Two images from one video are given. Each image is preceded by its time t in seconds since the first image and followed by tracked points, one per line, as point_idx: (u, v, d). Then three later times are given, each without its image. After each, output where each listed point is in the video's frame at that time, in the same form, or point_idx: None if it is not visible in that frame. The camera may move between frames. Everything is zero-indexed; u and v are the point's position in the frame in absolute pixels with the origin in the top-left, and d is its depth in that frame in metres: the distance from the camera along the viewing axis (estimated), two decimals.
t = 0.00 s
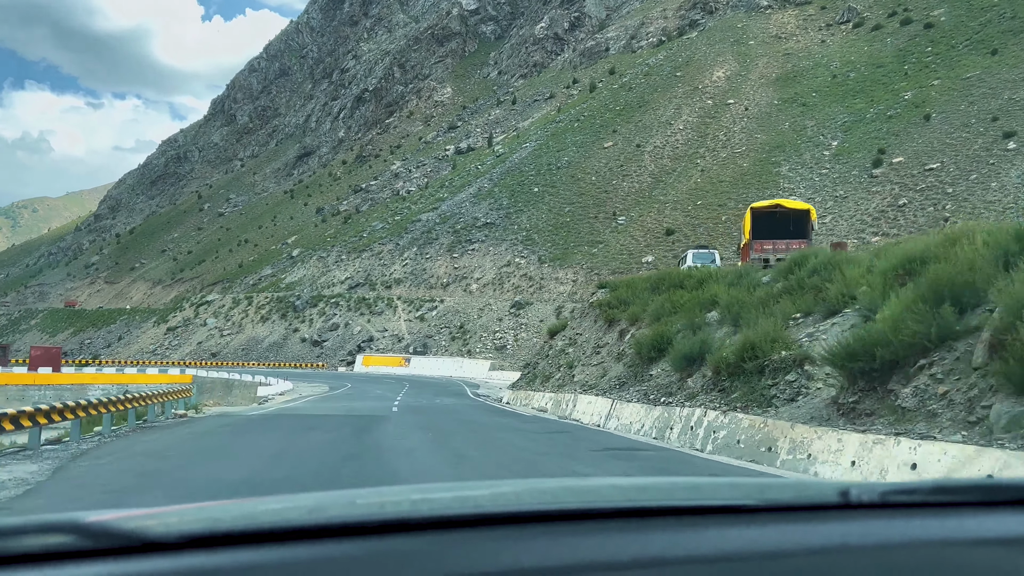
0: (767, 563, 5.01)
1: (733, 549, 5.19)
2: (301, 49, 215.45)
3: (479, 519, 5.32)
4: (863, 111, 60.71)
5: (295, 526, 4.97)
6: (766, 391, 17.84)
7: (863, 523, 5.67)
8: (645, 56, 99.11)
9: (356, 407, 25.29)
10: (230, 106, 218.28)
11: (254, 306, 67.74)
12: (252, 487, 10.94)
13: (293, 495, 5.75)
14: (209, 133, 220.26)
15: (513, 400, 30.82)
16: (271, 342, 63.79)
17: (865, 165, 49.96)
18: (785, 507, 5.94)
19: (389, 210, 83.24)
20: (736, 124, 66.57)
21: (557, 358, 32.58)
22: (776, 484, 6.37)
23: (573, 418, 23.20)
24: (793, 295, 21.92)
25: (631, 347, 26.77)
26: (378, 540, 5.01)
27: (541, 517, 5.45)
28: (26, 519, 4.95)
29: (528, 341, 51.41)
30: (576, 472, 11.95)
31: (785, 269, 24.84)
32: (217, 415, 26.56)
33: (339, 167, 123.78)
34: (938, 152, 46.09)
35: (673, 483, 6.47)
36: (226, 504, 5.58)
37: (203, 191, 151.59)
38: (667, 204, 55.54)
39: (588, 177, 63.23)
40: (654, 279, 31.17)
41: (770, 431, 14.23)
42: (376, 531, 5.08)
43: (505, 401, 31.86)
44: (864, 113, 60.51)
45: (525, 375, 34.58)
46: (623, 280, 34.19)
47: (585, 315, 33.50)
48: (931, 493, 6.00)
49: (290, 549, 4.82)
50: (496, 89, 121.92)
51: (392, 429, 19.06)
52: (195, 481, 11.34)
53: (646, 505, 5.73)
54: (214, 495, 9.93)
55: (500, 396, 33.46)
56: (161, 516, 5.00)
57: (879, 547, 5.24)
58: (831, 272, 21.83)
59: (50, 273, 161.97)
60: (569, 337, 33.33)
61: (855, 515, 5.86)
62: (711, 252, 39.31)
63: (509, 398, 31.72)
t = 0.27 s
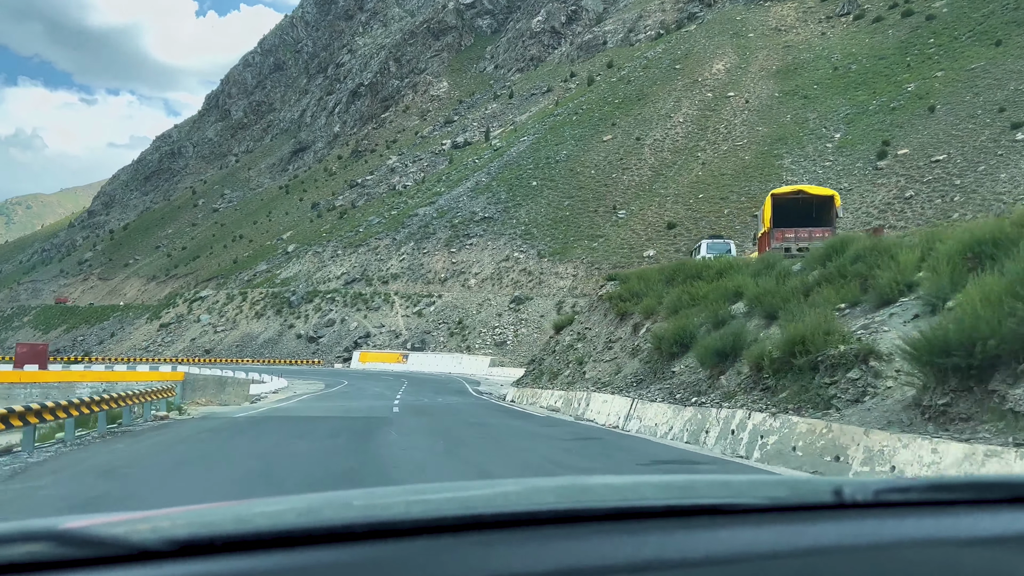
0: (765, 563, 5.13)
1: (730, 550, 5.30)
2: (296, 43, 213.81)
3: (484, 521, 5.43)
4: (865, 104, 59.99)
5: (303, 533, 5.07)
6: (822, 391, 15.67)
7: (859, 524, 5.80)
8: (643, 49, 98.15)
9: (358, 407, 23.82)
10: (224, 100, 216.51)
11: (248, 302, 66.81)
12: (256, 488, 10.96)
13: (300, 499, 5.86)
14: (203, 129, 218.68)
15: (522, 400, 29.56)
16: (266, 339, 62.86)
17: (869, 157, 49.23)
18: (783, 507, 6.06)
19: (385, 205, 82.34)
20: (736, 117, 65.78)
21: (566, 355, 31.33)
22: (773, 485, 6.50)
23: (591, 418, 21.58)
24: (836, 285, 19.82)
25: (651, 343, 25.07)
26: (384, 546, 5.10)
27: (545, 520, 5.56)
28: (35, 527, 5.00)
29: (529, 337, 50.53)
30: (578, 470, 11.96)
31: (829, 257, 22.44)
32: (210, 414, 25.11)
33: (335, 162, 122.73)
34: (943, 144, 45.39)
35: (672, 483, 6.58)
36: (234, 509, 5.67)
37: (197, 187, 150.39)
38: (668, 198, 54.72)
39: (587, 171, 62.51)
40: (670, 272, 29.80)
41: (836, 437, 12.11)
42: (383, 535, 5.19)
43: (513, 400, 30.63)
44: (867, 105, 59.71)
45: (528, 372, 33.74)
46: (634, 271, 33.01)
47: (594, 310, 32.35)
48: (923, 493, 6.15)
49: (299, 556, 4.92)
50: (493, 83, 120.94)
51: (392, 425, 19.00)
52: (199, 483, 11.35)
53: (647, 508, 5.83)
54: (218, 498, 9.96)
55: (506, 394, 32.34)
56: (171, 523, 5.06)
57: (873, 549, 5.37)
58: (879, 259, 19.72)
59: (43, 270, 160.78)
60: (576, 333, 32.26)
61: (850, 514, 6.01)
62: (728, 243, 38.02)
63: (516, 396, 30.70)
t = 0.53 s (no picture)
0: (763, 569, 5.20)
1: (730, 556, 5.36)
2: (291, 38, 212.28)
3: (487, 530, 5.55)
4: (869, 96, 59.14)
5: (305, 546, 5.14)
6: (899, 391, 13.28)
7: (857, 528, 5.95)
8: (642, 43, 97.13)
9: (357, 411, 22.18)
10: (218, 96, 214.73)
11: (243, 299, 65.87)
12: (259, 487, 10.98)
13: (304, 505, 5.92)
14: (197, 125, 217.10)
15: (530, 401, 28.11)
16: (261, 336, 61.92)
17: (874, 150, 48.42)
18: (781, 511, 6.21)
19: (381, 201, 81.43)
20: (738, 110, 64.96)
21: (576, 351, 29.85)
22: (771, 488, 6.64)
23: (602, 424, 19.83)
24: (894, 268, 17.55)
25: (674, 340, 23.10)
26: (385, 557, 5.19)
27: (549, 528, 5.66)
28: (34, 546, 5.08)
29: (530, 334, 49.43)
30: (581, 467, 11.99)
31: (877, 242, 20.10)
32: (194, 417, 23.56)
33: (330, 158, 121.66)
34: (950, 136, 44.65)
35: (673, 487, 6.70)
36: (236, 517, 5.70)
37: (192, 184, 149.12)
38: (670, 192, 53.86)
39: (586, 165, 61.73)
40: (689, 263, 28.11)
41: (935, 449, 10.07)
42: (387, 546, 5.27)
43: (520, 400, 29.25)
44: (870, 98, 58.88)
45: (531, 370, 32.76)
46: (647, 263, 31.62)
47: (604, 304, 31.04)
48: (914, 497, 6.32)
49: (303, 569, 4.98)
50: (490, 78, 119.98)
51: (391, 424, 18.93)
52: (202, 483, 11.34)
53: (647, 513, 5.95)
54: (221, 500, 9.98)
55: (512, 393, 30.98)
56: (171, 536, 5.11)
57: (871, 552, 5.50)
58: (940, 237, 17.49)
59: (36, 267, 159.26)
60: (584, 329, 31.01)
61: (845, 518, 6.15)
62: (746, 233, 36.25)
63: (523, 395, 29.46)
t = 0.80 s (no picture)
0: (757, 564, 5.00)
1: (723, 552, 5.17)
2: (288, 36, 211.10)
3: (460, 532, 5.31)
4: (873, 92, 58.36)
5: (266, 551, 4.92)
6: (1003, 396, 11.59)
7: (848, 523, 5.65)
8: (641, 40, 96.21)
9: (359, 418, 20.65)
10: (214, 94, 213.54)
11: (238, 297, 64.96)
12: (258, 490, 10.75)
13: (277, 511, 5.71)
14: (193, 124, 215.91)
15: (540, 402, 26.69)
16: (257, 335, 60.97)
17: (880, 146, 47.59)
18: (771, 509, 5.92)
19: (378, 198, 80.58)
20: (740, 107, 64.18)
21: (589, 350, 28.40)
22: (762, 487, 6.38)
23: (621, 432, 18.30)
24: (971, 260, 15.86)
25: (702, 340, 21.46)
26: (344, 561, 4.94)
27: (537, 526, 5.47)
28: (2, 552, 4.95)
29: (530, 332, 48.31)
30: (586, 472, 11.80)
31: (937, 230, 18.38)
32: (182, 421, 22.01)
33: (327, 156, 120.69)
34: (958, 132, 43.90)
35: (662, 489, 6.48)
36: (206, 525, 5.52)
37: (188, 182, 148.11)
38: (672, 188, 53.01)
39: (586, 162, 60.96)
40: (710, 258, 26.69)
41: None
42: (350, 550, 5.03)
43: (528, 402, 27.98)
44: (874, 94, 58.09)
45: (538, 369, 31.80)
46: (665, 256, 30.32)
47: (620, 303, 29.62)
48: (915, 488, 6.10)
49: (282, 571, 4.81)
50: (487, 76, 119.09)
51: (392, 428, 18.68)
52: (197, 485, 11.18)
53: (631, 512, 5.70)
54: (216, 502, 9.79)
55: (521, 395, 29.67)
56: (133, 542, 4.92)
57: (859, 548, 5.21)
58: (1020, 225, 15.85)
59: (30, 266, 158.09)
60: (597, 328, 29.64)
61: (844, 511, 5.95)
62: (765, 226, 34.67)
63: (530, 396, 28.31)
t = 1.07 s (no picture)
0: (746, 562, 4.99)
1: (713, 550, 5.16)
2: (288, 37, 210.19)
3: (459, 528, 5.33)
4: (880, 90, 57.56)
5: (265, 547, 4.92)
6: None
7: (839, 520, 5.75)
8: (644, 39, 95.28)
9: (366, 424, 19.39)
10: (214, 95, 212.62)
11: (237, 297, 64.06)
12: (263, 490, 10.73)
13: (278, 507, 5.76)
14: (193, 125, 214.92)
15: (555, 405, 25.37)
16: (255, 336, 60.02)
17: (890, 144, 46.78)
18: (766, 506, 6.03)
19: (379, 198, 79.79)
20: (745, 104, 63.36)
21: (606, 350, 27.09)
22: (757, 485, 6.48)
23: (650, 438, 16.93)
24: None
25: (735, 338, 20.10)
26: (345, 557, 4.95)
27: (528, 524, 5.46)
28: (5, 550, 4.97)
29: (534, 333, 47.17)
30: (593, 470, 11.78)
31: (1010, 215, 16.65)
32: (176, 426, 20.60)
33: (327, 156, 119.85)
34: (970, 129, 43.12)
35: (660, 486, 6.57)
36: (208, 521, 5.54)
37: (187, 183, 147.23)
38: (678, 186, 52.18)
39: (590, 160, 60.25)
40: (738, 255, 25.42)
41: None
42: (351, 545, 5.04)
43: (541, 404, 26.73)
44: (882, 91, 57.25)
45: (548, 371, 30.83)
46: (686, 252, 29.14)
47: (639, 301, 28.33)
48: (904, 487, 6.14)
49: (272, 568, 4.78)
50: (488, 75, 118.30)
51: (395, 427, 18.61)
52: (202, 485, 11.16)
53: (630, 509, 5.78)
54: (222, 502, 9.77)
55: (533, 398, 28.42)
56: (137, 540, 4.96)
57: (853, 543, 5.27)
58: None
59: (28, 267, 157.08)
60: (614, 327, 28.37)
61: (833, 510, 6.00)
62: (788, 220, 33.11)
63: (542, 399, 27.14)
